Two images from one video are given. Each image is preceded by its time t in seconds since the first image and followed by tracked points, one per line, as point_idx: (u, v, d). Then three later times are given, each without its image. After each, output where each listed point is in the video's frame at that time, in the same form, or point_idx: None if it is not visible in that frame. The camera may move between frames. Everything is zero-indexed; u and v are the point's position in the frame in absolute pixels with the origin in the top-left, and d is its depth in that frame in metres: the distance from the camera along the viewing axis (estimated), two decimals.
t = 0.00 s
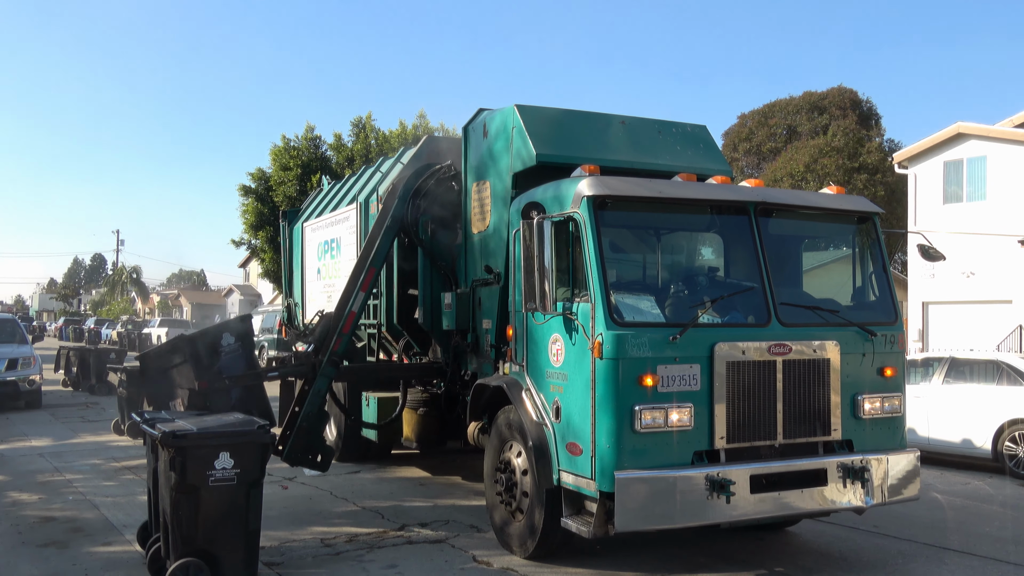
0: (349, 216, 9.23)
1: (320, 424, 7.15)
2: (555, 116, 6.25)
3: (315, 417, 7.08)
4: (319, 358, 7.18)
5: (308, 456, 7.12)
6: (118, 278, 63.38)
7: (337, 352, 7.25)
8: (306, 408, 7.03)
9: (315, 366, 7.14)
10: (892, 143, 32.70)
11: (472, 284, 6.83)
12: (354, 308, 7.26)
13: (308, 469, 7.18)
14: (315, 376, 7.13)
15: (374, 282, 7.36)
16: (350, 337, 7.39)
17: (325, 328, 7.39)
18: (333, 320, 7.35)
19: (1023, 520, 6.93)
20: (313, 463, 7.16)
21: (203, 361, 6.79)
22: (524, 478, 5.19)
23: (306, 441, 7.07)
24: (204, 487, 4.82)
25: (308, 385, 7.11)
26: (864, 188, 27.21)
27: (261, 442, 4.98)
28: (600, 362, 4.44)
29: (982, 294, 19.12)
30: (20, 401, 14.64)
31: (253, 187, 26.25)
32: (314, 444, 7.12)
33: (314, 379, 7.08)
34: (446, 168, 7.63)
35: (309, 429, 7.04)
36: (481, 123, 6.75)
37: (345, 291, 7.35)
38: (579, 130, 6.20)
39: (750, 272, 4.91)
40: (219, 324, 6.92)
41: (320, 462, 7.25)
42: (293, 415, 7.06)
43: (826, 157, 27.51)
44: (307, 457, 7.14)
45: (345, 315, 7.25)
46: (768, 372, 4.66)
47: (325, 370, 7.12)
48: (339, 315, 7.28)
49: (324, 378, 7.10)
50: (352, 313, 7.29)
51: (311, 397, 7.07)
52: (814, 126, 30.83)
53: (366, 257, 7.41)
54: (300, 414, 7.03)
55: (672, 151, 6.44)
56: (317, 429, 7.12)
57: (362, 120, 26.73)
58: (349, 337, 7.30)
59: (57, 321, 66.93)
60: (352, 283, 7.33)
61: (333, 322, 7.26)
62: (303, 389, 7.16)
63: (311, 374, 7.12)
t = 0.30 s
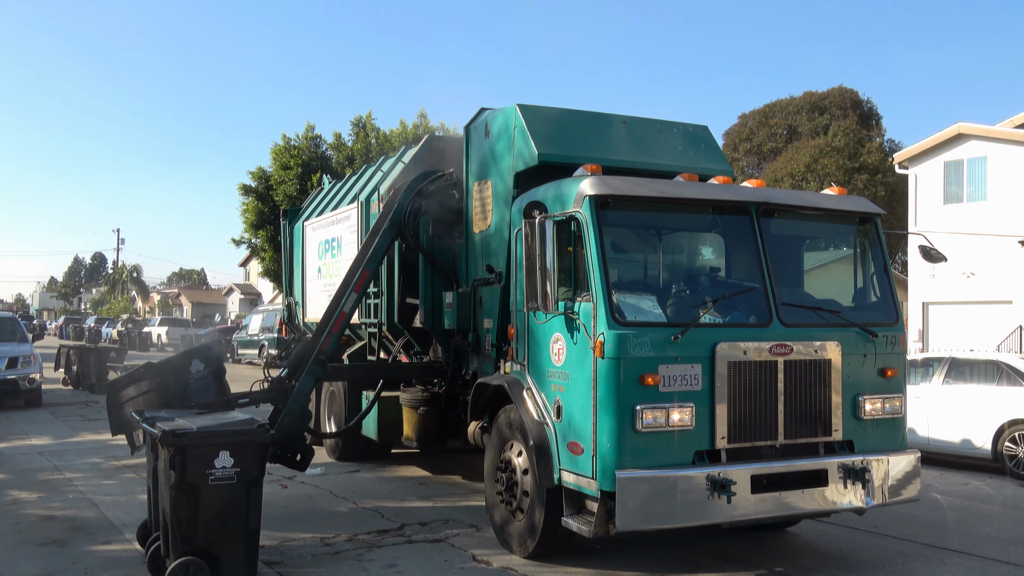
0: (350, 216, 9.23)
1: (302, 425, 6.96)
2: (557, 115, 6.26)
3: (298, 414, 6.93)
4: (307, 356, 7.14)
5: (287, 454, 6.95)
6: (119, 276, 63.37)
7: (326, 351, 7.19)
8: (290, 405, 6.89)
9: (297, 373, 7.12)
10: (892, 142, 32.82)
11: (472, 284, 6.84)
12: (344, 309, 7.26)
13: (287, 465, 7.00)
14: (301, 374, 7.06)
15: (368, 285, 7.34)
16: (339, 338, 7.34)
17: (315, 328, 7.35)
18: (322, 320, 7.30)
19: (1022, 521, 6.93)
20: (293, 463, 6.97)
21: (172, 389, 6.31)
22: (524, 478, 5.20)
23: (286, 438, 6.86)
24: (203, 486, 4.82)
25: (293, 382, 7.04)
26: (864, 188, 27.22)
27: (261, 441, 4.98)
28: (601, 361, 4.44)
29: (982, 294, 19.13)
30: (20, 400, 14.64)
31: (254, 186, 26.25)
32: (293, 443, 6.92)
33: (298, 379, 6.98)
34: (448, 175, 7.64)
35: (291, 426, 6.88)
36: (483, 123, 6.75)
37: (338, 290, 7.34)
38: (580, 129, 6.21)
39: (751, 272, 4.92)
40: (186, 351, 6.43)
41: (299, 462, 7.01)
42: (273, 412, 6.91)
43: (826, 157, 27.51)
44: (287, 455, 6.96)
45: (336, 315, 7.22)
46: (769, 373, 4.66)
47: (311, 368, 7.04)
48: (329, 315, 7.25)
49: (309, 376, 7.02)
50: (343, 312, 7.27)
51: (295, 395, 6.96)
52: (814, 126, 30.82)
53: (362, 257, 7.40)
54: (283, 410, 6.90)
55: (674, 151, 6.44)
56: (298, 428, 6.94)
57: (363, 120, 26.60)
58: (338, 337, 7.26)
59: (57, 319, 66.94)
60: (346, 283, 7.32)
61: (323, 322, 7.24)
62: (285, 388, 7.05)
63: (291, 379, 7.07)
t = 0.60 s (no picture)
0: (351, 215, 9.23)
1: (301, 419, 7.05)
2: (559, 115, 6.26)
3: (299, 409, 7.03)
4: (307, 355, 7.22)
5: (286, 452, 6.95)
6: (119, 276, 63.39)
7: (325, 350, 7.26)
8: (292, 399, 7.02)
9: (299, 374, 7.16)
10: (892, 142, 32.96)
11: (473, 284, 6.85)
12: (344, 308, 7.29)
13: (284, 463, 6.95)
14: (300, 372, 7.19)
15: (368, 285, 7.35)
16: (339, 338, 7.39)
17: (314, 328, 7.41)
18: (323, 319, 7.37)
19: (1022, 521, 6.94)
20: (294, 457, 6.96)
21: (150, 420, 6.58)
22: (524, 477, 5.20)
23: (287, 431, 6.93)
24: (204, 485, 4.83)
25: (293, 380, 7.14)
26: (865, 188, 27.22)
27: (261, 441, 4.98)
28: (601, 360, 4.45)
29: (982, 294, 19.13)
30: (20, 398, 14.65)
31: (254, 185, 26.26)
32: (293, 438, 6.94)
33: (298, 375, 7.12)
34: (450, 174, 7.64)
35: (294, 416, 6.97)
36: (484, 123, 6.77)
37: (338, 289, 7.37)
38: (581, 130, 6.21)
39: (751, 272, 4.92)
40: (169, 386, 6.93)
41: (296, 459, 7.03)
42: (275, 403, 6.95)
43: (827, 157, 27.49)
44: (286, 453, 6.95)
45: (335, 315, 7.28)
46: (769, 373, 4.67)
47: (310, 366, 7.17)
48: (329, 315, 7.31)
49: (308, 374, 7.15)
50: (342, 312, 7.30)
51: (293, 392, 7.05)
52: (815, 126, 30.79)
53: (362, 257, 7.43)
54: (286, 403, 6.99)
55: (675, 152, 6.45)
56: (297, 425, 6.99)
57: (362, 117, 26.81)
58: (338, 336, 7.31)
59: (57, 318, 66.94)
60: (346, 283, 7.36)
61: (324, 321, 7.30)
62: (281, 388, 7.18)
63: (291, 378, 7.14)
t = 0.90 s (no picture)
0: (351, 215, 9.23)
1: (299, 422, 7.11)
2: (558, 114, 6.25)
3: (297, 412, 7.09)
4: (306, 357, 7.24)
5: (287, 453, 7.02)
6: (119, 275, 63.39)
7: (325, 351, 7.27)
8: (291, 401, 7.07)
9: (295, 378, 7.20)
10: (892, 142, 33.03)
11: (472, 284, 6.84)
12: (344, 309, 7.27)
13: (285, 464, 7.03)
14: (299, 374, 7.22)
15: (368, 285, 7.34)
16: (339, 337, 7.40)
17: (314, 328, 7.39)
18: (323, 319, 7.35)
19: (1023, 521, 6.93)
20: (294, 458, 7.04)
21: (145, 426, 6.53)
22: (524, 477, 5.19)
23: (285, 434, 7.00)
24: (205, 483, 4.82)
25: (294, 381, 7.16)
26: (865, 188, 27.23)
27: (261, 440, 4.99)
28: (601, 361, 4.44)
29: (982, 294, 19.12)
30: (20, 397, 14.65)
31: (254, 184, 26.25)
32: (292, 440, 7.02)
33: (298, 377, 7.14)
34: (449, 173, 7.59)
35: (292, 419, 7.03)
36: (483, 123, 6.76)
37: (337, 290, 7.34)
38: (581, 129, 6.21)
39: (751, 272, 4.92)
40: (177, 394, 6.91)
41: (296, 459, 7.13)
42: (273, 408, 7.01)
43: (827, 156, 27.48)
44: (286, 454, 7.03)
45: (335, 315, 7.25)
46: (769, 372, 4.66)
47: (310, 367, 7.19)
48: (329, 315, 7.28)
49: (308, 374, 7.18)
50: (342, 312, 7.28)
51: (293, 393, 7.11)
52: (815, 126, 30.76)
53: (362, 256, 7.41)
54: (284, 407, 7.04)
55: (675, 151, 6.44)
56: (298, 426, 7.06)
57: (362, 117, 26.80)
58: (338, 337, 7.31)
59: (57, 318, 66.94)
60: (345, 283, 7.34)
61: (323, 321, 7.28)
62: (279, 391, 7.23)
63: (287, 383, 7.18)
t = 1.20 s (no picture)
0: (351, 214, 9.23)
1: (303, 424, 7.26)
2: (558, 114, 6.25)
3: (301, 413, 7.22)
4: (311, 356, 7.34)
5: (298, 452, 7.21)
6: (120, 274, 63.37)
7: (330, 349, 7.37)
8: (294, 403, 7.19)
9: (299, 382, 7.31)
10: (892, 142, 33.06)
11: (472, 283, 6.84)
12: (348, 308, 7.39)
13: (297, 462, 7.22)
14: (304, 375, 7.34)
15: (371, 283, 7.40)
16: (343, 335, 7.50)
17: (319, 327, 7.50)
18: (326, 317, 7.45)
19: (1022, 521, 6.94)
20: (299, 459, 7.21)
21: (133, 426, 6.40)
22: (524, 477, 5.19)
23: (290, 437, 7.15)
24: (204, 483, 4.83)
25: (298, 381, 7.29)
26: (865, 189, 27.22)
27: (261, 439, 4.99)
28: (601, 360, 4.44)
29: (982, 295, 19.13)
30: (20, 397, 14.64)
31: (255, 183, 26.24)
32: (302, 439, 7.20)
33: (305, 376, 7.25)
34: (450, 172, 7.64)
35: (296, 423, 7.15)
36: (484, 122, 6.76)
37: (341, 289, 7.45)
38: (581, 128, 6.20)
39: (751, 272, 4.91)
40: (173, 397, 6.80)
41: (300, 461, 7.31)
42: (277, 411, 7.14)
43: (828, 156, 27.48)
44: (297, 452, 7.20)
45: (339, 314, 7.37)
46: (769, 372, 4.66)
47: (315, 367, 7.30)
48: (332, 314, 7.40)
49: (313, 374, 7.29)
50: (346, 311, 7.39)
51: (300, 392, 7.23)
52: (816, 126, 30.76)
53: (364, 256, 7.46)
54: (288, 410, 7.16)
55: (675, 151, 6.44)
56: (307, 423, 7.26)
57: (363, 117, 26.80)
58: (342, 335, 7.41)
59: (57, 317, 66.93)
60: (348, 283, 7.43)
61: (327, 321, 7.38)
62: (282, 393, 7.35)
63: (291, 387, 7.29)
